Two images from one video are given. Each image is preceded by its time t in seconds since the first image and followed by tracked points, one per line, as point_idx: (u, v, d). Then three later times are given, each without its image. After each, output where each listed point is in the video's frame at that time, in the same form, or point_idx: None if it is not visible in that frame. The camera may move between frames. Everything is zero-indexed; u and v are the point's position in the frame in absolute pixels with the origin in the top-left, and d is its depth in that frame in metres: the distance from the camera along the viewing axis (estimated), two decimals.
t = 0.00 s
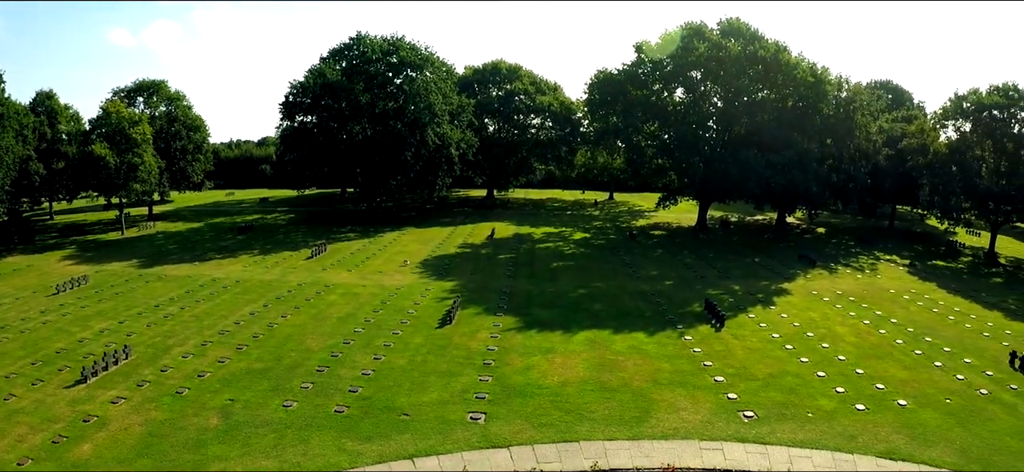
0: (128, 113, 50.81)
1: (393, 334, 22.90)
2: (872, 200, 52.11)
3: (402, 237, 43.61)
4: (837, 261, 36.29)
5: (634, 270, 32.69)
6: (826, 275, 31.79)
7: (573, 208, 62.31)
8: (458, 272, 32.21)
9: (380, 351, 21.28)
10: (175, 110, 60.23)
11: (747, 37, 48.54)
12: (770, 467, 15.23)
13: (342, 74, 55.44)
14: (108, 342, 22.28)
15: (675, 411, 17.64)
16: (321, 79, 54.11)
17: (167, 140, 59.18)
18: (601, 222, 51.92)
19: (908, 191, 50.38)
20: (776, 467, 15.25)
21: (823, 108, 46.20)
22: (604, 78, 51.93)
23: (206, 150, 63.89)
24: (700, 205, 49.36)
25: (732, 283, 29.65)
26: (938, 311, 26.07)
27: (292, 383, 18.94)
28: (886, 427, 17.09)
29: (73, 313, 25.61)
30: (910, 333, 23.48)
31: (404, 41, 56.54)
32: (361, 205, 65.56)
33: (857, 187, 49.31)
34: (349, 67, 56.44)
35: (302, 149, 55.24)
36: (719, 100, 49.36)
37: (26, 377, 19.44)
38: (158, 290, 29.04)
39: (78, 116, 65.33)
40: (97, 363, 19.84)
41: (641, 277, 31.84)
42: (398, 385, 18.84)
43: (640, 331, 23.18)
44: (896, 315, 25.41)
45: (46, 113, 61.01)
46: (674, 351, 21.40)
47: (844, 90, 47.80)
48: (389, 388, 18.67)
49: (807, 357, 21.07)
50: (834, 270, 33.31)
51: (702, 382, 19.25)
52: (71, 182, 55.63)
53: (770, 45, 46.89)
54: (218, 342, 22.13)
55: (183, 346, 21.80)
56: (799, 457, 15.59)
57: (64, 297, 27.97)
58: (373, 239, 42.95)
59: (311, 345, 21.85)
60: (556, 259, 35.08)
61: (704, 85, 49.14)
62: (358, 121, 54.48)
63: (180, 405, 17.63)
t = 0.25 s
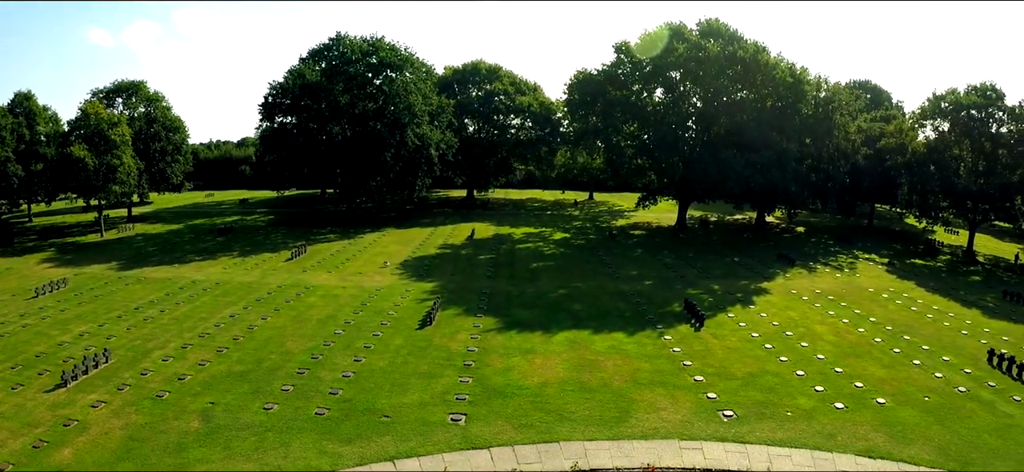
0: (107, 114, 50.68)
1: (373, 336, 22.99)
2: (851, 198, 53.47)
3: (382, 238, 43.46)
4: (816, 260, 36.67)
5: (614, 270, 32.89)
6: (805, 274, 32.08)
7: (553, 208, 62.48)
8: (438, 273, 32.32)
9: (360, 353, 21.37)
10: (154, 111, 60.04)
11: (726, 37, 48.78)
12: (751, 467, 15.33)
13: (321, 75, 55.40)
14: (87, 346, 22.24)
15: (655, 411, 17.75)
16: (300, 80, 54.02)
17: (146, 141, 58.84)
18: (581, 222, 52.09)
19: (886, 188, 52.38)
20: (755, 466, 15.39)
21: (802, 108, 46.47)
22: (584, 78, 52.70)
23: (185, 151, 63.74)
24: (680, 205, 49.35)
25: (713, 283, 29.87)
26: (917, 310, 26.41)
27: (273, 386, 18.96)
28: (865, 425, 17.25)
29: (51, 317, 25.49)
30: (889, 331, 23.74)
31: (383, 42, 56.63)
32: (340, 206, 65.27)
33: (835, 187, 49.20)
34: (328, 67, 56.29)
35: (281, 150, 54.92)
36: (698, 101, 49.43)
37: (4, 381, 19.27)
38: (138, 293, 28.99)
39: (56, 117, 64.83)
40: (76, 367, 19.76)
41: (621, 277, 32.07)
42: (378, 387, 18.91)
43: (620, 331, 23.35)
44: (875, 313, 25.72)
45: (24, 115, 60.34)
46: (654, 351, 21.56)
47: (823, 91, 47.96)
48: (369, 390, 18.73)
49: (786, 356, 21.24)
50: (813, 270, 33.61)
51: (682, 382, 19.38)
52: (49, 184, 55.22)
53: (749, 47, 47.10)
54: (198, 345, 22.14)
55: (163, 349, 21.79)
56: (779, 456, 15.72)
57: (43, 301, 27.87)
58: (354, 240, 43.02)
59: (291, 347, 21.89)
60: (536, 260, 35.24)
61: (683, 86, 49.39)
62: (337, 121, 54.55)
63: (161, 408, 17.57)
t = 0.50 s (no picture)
0: (94, 115, 50.61)
1: (361, 337, 23.05)
2: (838, 197, 53.82)
3: (370, 239, 43.72)
4: (803, 259, 36.91)
5: (602, 271, 33.03)
6: (793, 274, 32.25)
7: (542, 208, 62.87)
8: (426, 274, 32.41)
9: (348, 354, 21.43)
10: (142, 112, 60.00)
11: (713, 37, 48.88)
12: (738, 466, 15.42)
13: (308, 75, 55.47)
14: (75, 349, 22.25)
15: (642, 411, 17.84)
16: (287, 81, 53.92)
17: (133, 142, 58.79)
18: (569, 222, 52.24)
19: (872, 189, 52.50)
20: (742, 466, 15.49)
21: (789, 108, 46.89)
22: (571, 79, 52.86)
23: (172, 152, 63.69)
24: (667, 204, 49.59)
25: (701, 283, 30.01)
26: (904, 308, 26.60)
27: (262, 388, 19.00)
28: (852, 423, 17.35)
29: (39, 319, 25.46)
30: (875, 331, 23.90)
31: (371, 42, 56.67)
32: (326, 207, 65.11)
33: (822, 186, 50.08)
34: (316, 68, 56.18)
35: (268, 151, 54.91)
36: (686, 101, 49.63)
37: None
38: (126, 295, 29.01)
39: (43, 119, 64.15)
40: (64, 370, 19.75)
41: (609, 277, 32.21)
42: (366, 388, 18.95)
43: (608, 332, 23.46)
44: (862, 312, 25.89)
45: (12, 116, 57.71)
46: (641, 351, 21.68)
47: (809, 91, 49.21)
48: (357, 391, 18.78)
49: (773, 356, 21.37)
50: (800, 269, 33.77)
51: (669, 382, 19.48)
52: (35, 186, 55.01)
53: (736, 47, 47.31)
54: (186, 347, 22.18)
55: (151, 352, 21.82)
56: (765, 455, 15.82)
57: (31, 303, 27.82)
58: (343, 241, 43.09)
59: (279, 349, 21.93)
60: (524, 260, 35.38)
61: (670, 86, 49.46)
62: (324, 122, 54.65)
63: (149, 411, 17.59)
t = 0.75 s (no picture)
0: (86, 116, 50.54)
1: (353, 338, 23.09)
2: (829, 197, 54.01)
3: (361, 239, 43.83)
4: (794, 258, 37.07)
5: (593, 270, 33.14)
6: (784, 273, 32.35)
7: (534, 208, 63.16)
8: (417, 275, 32.49)
9: (340, 355, 21.49)
10: (134, 113, 59.93)
11: (704, 38, 48.97)
12: (728, 466, 15.52)
13: (301, 76, 54.79)
14: (68, 350, 22.29)
15: (633, 410, 17.93)
16: (279, 82, 53.14)
17: (124, 143, 58.65)
18: (560, 222, 52.30)
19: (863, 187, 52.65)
20: (733, 464, 15.59)
21: (780, 108, 46.94)
22: (564, 79, 52.73)
23: (164, 153, 63.58)
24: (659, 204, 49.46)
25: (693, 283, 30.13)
26: (895, 307, 26.73)
27: (254, 389, 19.05)
28: (842, 422, 17.46)
29: (31, 321, 25.47)
30: (867, 329, 24.02)
31: (362, 43, 56.90)
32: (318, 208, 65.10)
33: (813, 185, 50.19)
34: (308, 68, 55.73)
35: (260, 152, 54.43)
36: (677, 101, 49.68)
37: None
38: (118, 296, 29.03)
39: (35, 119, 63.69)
40: (56, 372, 19.80)
41: (601, 277, 32.31)
42: (358, 389, 19.01)
43: (599, 331, 23.57)
44: (853, 311, 26.01)
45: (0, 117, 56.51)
46: (633, 350, 21.79)
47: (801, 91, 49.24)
48: (349, 392, 18.84)
49: (764, 355, 21.48)
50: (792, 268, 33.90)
51: (660, 381, 19.58)
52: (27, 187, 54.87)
53: (726, 47, 47.45)
54: (179, 349, 22.23)
55: (144, 353, 21.86)
56: (755, 454, 15.93)
57: (22, 305, 27.83)
58: (335, 242, 43.13)
59: (271, 350, 21.98)
60: (516, 260, 35.50)
61: (662, 86, 49.38)
62: (316, 123, 54.42)
63: (142, 413, 17.64)
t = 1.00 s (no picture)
0: (79, 117, 50.53)
1: (346, 338, 23.14)
2: (823, 195, 54.08)
3: (354, 239, 43.97)
4: (787, 256, 37.22)
5: (587, 270, 33.23)
6: (777, 272, 32.47)
7: (527, 208, 62.74)
8: (411, 274, 32.58)
9: (334, 355, 21.55)
10: (127, 114, 59.82)
11: (697, 37, 48.87)
12: (720, 464, 15.60)
13: (294, 76, 54.97)
14: (61, 352, 22.34)
15: (626, 409, 18.01)
16: (272, 82, 53.27)
17: (117, 144, 58.47)
18: (553, 222, 52.28)
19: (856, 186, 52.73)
20: (725, 463, 15.67)
21: (773, 108, 46.91)
22: (557, 79, 52.74)
23: (157, 154, 63.48)
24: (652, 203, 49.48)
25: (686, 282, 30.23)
26: (887, 305, 26.87)
27: (248, 390, 19.11)
28: (834, 419, 17.55)
29: (24, 323, 25.51)
30: (859, 327, 24.14)
31: (356, 43, 56.83)
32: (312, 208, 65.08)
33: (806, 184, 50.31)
34: (301, 69, 55.75)
35: (253, 152, 54.37)
36: (670, 100, 49.77)
37: None
38: (112, 298, 29.07)
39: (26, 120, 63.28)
40: (50, 374, 19.84)
41: (594, 277, 32.40)
42: (351, 389, 19.07)
43: (592, 331, 23.67)
44: (846, 310, 26.12)
45: None
46: (626, 349, 21.88)
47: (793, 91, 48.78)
48: (343, 392, 18.90)
49: (757, 353, 21.58)
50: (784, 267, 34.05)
51: (653, 380, 19.66)
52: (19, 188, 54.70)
53: (719, 47, 47.47)
54: (172, 350, 22.28)
55: (138, 354, 21.91)
56: (748, 451, 16.02)
57: (15, 307, 27.81)
58: (328, 242, 43.16)
59: (265, 351, 22.03)
60: (509, 260, 35.60)
61: (655, 86, 49.43)
62: (309, 123, 54.30)
63: (136, 414, 17.69)
